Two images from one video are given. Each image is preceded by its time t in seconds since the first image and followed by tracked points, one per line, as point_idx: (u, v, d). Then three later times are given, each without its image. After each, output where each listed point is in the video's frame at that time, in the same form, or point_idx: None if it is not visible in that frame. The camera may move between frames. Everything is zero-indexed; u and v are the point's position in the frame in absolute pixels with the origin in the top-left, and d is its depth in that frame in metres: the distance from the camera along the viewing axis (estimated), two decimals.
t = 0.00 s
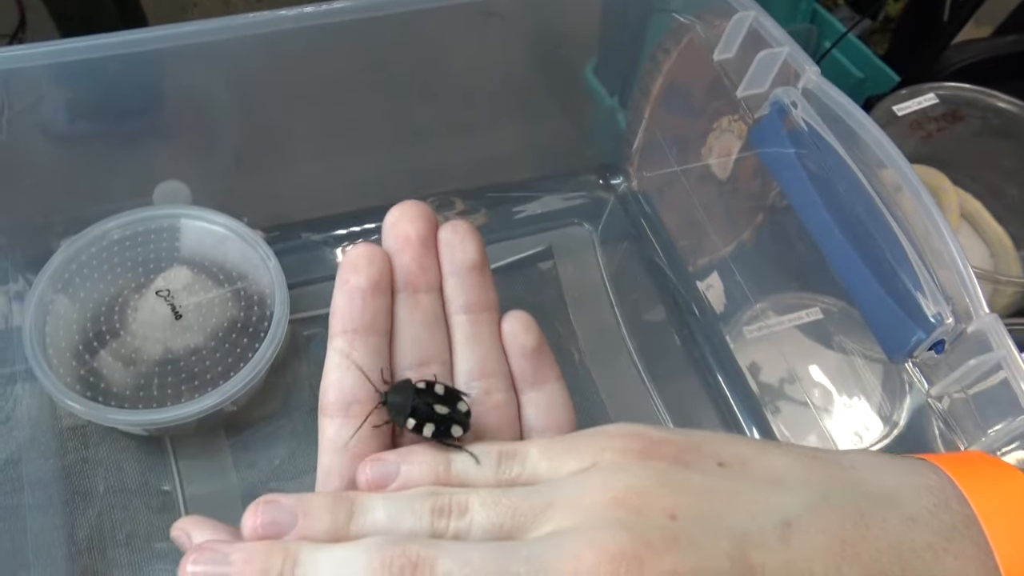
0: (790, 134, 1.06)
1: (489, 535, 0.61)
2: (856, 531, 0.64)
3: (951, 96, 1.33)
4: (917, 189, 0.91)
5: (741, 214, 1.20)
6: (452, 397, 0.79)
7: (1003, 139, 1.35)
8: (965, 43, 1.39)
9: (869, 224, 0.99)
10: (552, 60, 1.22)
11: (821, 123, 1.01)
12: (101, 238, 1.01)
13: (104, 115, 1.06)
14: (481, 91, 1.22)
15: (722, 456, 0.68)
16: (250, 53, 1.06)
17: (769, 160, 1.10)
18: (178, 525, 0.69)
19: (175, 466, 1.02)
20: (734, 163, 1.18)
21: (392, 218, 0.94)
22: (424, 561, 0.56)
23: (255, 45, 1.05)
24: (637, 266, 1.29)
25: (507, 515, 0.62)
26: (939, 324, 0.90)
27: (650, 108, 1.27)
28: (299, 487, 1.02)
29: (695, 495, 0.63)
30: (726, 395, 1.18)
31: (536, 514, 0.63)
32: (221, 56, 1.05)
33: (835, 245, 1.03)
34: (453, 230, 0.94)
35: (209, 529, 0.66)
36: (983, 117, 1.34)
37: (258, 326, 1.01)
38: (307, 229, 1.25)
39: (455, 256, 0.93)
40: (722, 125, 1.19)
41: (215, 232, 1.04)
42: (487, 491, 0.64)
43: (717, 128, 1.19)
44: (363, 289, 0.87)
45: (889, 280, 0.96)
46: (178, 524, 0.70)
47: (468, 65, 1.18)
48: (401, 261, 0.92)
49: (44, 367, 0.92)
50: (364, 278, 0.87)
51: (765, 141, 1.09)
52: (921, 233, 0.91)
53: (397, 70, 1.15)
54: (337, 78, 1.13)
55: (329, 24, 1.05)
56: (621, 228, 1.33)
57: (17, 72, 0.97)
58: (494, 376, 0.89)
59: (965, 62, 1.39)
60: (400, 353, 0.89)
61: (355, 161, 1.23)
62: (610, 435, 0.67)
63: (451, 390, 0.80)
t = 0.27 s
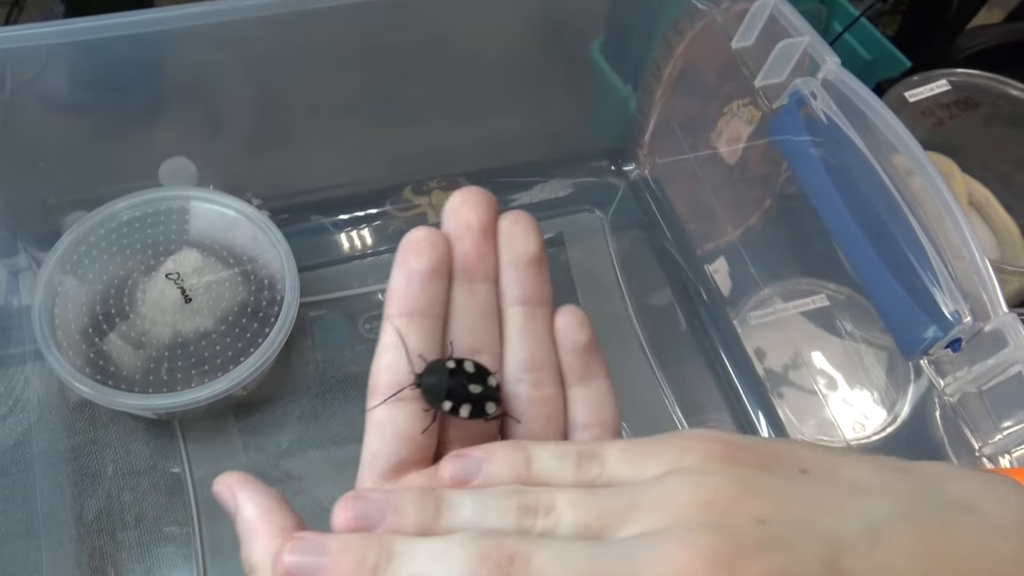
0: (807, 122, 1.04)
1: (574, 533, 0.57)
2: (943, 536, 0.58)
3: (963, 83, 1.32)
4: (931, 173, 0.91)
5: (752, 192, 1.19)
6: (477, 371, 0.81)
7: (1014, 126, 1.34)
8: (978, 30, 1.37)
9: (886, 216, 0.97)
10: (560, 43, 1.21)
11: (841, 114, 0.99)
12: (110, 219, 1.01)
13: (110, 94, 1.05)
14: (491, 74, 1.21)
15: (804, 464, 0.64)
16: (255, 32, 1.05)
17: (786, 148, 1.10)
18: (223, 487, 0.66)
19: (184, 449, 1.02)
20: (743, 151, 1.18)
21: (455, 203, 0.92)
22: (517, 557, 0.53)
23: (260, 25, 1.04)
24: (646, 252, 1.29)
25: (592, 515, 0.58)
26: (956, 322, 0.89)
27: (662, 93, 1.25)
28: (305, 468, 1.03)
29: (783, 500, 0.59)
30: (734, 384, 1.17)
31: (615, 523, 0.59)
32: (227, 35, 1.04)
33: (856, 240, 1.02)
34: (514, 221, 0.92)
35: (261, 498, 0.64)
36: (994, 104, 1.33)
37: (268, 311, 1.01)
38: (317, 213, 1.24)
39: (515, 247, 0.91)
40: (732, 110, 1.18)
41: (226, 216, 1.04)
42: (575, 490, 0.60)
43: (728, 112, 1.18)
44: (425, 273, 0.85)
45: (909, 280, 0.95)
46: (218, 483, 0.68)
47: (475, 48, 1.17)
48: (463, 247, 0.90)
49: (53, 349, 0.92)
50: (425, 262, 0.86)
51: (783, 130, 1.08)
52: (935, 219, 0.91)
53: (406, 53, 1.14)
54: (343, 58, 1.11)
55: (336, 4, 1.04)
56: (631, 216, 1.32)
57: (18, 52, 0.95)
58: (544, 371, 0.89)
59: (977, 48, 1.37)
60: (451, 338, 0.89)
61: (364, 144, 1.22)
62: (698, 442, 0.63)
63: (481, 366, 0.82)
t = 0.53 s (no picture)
0: (823, 112, 1.03)
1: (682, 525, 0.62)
2: None
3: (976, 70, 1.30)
4: (946, 161, 0.90)
5: (763, 180, 1.18)
6: (476, 358, 0.79)
7: None
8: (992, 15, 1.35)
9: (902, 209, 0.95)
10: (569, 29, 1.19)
11: (857, 104, 0.97)
12: (118, 207, 1.00)
13: (116, 79, 1.04)
14: (500, 59, 1.20)
15: (901, 458, 0.67)
16: (260, 16, 1.03)
17: (799, 137, 1.08)
18: (254, 461, 0.64)
19: (192, 438, 1.02)
20: (753, 138, 1.16)
21: (489, 195, 0.94)
22: (635, 548, 0.57)
23: (266, 9, 1.03)
24: (657, 242, 1.28)
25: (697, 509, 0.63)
26: (974, 318, 0.88)
27: (673, 80, 1.24)
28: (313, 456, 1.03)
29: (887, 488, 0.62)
30: (745, 377, 1.16)
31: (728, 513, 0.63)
32: (233, 19, 1.03)
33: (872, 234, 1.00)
34: (546, 217, 0.96)
35: (294, 479, 0.62)
36: (1008, 91, 1.31)
37: (277, 301, 1.01)
38: (325, 199, 1.22)
39: (545, 243, 0.94)
40: (739, 98, 1.17)
41: (234, 203, 1.03)
42: (675, 488, 0.65)
43: (739, 99, 1.17)
44: (458, 261, 0.86)
45: (925, 275, 0.94)
46: (243, 458, 0.65)
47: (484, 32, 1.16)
48: (496, 239, 0.93)
49: (62, 338, 0.91)
50: (458, 250, 0.87)
51: (799, 118, 1.07)
52: (950, 209, 0.91)
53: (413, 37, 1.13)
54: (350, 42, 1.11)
55: None
56: (642, 205, 1.31)
57: (24, 38, 0.95)
58: (564, 368, 0.91)
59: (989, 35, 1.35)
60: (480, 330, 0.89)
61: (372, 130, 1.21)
62: (786, 438, 0.67)
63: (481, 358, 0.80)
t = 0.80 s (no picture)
0: (824, 107, 1.03)
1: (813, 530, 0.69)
2: None
3: (979, 65, 1.30)
4: (943, 154, 0.87)
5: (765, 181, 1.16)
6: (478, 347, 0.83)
7: None
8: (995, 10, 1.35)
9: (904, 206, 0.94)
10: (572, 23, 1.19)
11: (857, 98, 0.97)
12: (121, 200, 1.00)
13: (118, 73, 1.04)
14: (502, 54, 1.19)
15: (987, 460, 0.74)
16: (263, 10, 1.03)
17: (802, 133, 1.08)
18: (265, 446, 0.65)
19: (195, 431, 1.03)
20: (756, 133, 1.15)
21: (514, 189, 0.98)
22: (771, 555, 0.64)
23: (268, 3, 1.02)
24: (658, 237, 1.28)
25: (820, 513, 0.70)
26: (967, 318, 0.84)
27: (676, 74, 1.24)
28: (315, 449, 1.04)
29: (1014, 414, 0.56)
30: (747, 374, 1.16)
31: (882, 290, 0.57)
32: (235, 13, 1.02)
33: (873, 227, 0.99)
34: (569, 215, 0.99)
35: (306, 464, 0.63)
36: (1010, 86, 1.31)
37: (280, 295, 1.01)
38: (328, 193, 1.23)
39: (566, 240, 0.98)
40: (743, 93, 1.16)
41: (237, 197, 1.03)
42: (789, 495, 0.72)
43: (742, 93, 1.16)
44: (476, 249, 0.90)
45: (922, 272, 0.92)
46: (251, 441, 0.66)
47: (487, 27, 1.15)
48: (519, 234, 0.97)
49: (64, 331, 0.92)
50: (481, 239, 0.91)
51: (802, 114, 1.07)
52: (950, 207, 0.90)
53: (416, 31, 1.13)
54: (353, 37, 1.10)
55: None
56: (643, 199, 1.31)
57: (25, 32, 0.95)
58: (572, 365, 0.95)
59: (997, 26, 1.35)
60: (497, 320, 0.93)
61: (374, 124, 1.21)
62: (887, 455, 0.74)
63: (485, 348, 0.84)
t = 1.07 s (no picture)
0: (832, 110, 1.03)
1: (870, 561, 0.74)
2: None
3: (982, 70, 1.30)
4: (954, 158, 0.91)
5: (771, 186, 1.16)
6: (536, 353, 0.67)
7: None
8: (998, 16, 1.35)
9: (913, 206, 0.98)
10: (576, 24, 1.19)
11: (863, 99, 0.99)
12: (126, 201, 1.00)
13: (123, 72, 1.04)
14: (506, 55, 1.19)
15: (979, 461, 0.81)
16: (267, 10, 1.03)
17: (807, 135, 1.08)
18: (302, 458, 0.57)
19: (198, 433, 1.02)
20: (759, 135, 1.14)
21: (614, 184, 0.75)
22: None
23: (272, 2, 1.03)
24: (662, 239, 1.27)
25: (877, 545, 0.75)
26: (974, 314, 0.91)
27: (680, 78, 1.22)
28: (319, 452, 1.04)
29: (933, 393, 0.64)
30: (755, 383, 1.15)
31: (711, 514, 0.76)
32: (240, 13, 1.03)
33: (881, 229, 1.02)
34: (669, 220, 0.74)
35: (356, 476, 0.56)
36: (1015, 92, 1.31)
37: (285, 296, 1.01)
38: (331, 194, 1.22)
39: (662, 247, 0.74)
40: (746, 97, 1.15)
41: (242, 198, 1.03)
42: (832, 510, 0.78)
43: (745, 97, 1.15)
44: (571, 239, 0.71)
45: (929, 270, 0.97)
46: (284, 454, 0.58)
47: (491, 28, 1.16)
48: (611, 236, 0.75)
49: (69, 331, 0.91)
50: (574, 231, 0.71)
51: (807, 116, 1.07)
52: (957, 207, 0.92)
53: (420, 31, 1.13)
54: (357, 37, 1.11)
55: None
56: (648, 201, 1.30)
57: (32, 30, 0.95)
58: (645, 376, 0.78)
59: (1002, 32, 1.35)
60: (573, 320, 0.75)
61: (378, 125, 1.21)
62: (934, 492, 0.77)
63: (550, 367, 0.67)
